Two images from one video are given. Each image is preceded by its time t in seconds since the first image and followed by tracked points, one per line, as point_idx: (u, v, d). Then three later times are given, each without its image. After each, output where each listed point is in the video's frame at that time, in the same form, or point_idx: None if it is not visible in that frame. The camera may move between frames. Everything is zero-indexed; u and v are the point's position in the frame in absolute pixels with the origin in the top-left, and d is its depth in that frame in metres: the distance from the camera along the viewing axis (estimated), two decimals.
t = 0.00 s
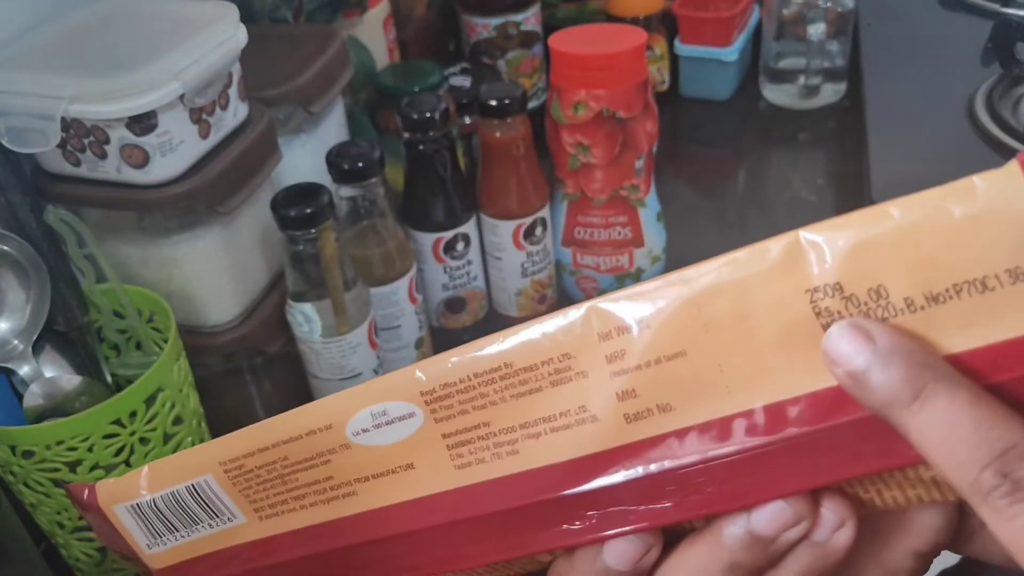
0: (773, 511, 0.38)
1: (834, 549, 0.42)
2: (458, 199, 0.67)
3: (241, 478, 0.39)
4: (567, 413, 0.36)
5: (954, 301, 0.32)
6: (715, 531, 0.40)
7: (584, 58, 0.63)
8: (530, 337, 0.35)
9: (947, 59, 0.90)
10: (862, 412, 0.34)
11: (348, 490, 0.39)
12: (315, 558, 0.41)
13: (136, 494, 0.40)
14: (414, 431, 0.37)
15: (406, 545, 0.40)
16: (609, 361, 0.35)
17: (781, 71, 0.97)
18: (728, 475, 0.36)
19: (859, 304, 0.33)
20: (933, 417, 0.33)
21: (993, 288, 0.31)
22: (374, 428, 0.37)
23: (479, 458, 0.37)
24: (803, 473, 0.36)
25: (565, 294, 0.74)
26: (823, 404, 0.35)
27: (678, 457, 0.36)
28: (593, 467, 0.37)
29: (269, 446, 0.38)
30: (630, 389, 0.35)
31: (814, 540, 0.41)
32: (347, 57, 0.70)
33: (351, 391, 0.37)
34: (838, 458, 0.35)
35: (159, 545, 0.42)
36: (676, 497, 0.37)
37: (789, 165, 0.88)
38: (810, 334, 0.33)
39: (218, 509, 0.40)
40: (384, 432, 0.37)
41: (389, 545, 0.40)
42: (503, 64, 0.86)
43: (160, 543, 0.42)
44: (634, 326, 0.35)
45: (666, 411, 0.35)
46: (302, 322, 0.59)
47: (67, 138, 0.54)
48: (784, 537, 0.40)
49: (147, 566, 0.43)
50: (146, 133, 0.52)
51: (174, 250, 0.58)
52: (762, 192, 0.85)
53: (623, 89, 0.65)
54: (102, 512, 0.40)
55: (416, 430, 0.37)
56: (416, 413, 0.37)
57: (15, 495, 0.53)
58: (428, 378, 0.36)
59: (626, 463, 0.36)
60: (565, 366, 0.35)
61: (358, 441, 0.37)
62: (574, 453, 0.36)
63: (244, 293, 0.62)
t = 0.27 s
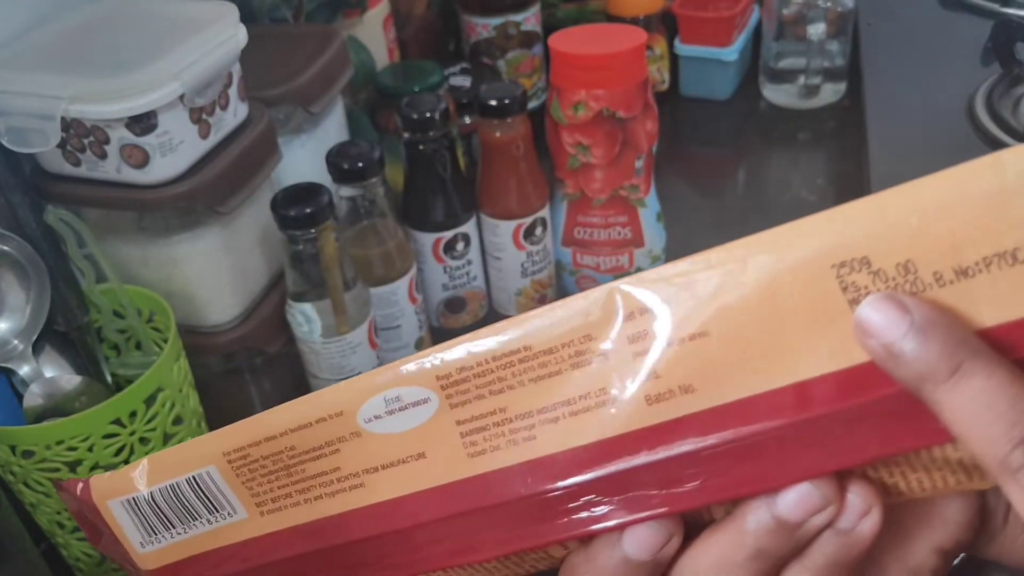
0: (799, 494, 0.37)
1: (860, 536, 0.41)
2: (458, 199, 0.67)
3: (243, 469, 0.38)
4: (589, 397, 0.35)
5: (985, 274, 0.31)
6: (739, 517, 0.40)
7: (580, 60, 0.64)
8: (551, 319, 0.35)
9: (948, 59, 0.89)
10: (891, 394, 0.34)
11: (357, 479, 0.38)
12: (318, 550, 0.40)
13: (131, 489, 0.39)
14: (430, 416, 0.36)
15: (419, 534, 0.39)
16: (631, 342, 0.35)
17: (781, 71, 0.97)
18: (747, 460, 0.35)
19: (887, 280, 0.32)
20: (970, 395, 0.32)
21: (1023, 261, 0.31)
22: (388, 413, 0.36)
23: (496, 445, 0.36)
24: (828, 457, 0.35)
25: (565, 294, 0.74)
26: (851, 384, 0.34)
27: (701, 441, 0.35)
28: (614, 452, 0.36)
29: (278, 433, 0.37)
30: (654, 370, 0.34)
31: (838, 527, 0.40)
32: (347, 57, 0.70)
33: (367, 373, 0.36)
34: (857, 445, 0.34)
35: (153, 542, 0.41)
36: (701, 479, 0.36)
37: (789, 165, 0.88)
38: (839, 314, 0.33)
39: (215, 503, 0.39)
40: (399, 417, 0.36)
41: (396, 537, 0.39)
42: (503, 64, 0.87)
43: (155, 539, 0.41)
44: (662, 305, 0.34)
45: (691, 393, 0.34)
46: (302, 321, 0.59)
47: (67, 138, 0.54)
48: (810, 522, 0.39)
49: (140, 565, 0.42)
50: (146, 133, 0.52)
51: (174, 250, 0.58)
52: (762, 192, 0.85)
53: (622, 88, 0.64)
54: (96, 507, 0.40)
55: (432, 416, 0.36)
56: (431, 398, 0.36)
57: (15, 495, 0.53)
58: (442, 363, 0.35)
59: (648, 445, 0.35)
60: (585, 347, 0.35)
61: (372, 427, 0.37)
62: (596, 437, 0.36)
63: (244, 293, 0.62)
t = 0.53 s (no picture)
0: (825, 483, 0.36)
1: (888, 526, 0.39)
2: (458, 199, 0.67)
3: (264, 458, 0.38)
4: (618, 383, 0.35)
5: (1015, 264, 0.31)
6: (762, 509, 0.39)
7: (581, 60, 0.64)
8: (580, 306, 0.35)
9: (948, 59, 0.89)
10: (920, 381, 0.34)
11: (379, 469, 0.38)
12: (338, 541, 0.40)
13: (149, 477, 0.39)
14: (455, 404, 0.36)
15: (437, 526, 0.38)
16: (662, 328, 0.35)
17: (781, 71, 0.97)
18: (771, 448, 0.35)
19: (919, 267, 0.32)
20: (1001, 380, 0.32)
21: None
22: (413, 401, 0.37)
23: (521, 433, 0.36)
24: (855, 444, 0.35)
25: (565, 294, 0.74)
26: (880, 369, 0.34)
27: (728, 428, 0.35)
28: (641, 440, 0.36)
29: (301, 421, 0.37)
30: (683, 357, 0.35)
31: (863, 518, 0.39)
32: (347, 57, 0.70)
33: (396, 360, 0.37)
34: (880, 432, 0.34)
35: (170, 532, 0.41)
36: (729, 466, 0.36)
37: (789, 165, 0.88)
38: (871, 301, 0.33)
39: (234, 493, 0.39)
40: (424, 405, 0.37)
41: (416, 528, 0.39)
42: (502, 64, 0.87)
43: (173, 530, 0.41)
44: (697, 292, 0.34)
45: (721, 379, 0.34)
46: (302, 322, 0.59)
47: (67, 138, 0.54)
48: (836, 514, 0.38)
49: (156, 556, 0.42)
50: (146, 133, 0.52)
51: (174, 250, 0.58)
52: (762, 192, 0.85)
53: (623, 87, 0.64)
54: (113, 495, 0.40)
55: (457, 404, 0.36)
56: (457, 385, 0.36)
57: (15, 495, 0.53)
58: (469, 350, 0.36)
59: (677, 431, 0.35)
60: (613, 334, 0.35)
61: (395, 416, 0.37)
62: (622, 424, 0.36)
63: (244, 293, 0.62)
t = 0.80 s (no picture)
0: (833, 481, 0.36)
1: (893, 525, 0.39)
2: (458, 199, 0.67)
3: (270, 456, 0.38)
4: (624, 382, 0.35)
5: None
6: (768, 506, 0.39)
7: (583, 60, 0.64)
8: (586, 303, 0.35)
9: (948, 59, 0.89)
10: (930, 379, 0.34)
11: (385, 467, 0.38)
12: (345, 539, 0.40)
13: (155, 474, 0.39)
14: (460, 403, 0.36)
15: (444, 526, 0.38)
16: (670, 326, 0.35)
17: (781, 71, 0.97)
18: (779, 447, 0.35)
19: (927, 266, 0.32)
20: (1010, 379, 0.32)
21: None
22: (417, 400, 0.36)
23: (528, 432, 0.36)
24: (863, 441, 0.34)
25: (565, 294, 0.74)
26: (889, 366, 0.34)
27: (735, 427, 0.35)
28: (648, 438, 0.36)
29: (307, 419, 0.37)
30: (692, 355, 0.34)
31: (871, 516, 0.39)
32: (347, 57, 0.70)
33: (401, 359, 0.36)
34: (888, 430, 0.34)
35: (174, 530, 0.41)
36: (736, 464, 0.36)
37: (789, 165, 0.88)
38: (878, 299, 0.33)
39: (240, 491, 0.39)
40: (429, 404, 0.36)
41: (423, 527, 0.39)
42: (502, 64, 0.87)
43: (177, 528, 0.41)
44: (703, 291, 0.34)
45: (728, 377, 0.34)
46: (302, 322, 0.59)
47: (67, 138, 0.54)
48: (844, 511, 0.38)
49: (159, 555, 0.42)
50: (146, 133, 0.52)
51: (174, 250, 0.58)
52: (762, 192, 0.85)
53: (623, 87, 0.64)
54: (117, 494, 0.40)
55: (463, 402, 0.36)
56: (463, 384, 0.36)
57: (15, 495, 0.53)
58: (474, 348, 0.36)
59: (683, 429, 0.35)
60: (621, 333, 0.35)
61: (400, 414, 0.37)
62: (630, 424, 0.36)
63: (244, 293, 0.62)
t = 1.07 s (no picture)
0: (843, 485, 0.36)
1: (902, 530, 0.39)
2: (458, 199, 0.67)
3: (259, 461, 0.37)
4: (631, 385, 0.35)
5: None
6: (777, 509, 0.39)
7: (583, 60, 0.63)
8: (589, 304, 0.34)
9: (948, 59, 0.89)
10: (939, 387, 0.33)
11: (378, 471, 0.37)
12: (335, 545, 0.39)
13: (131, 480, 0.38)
14: (460, 405, 0.36)
15: (441, 530, 0.38)
16: (676, 328, 0.34)
17: (781, 71, 0.97)
18: (784, 452, 0.35)
19: (945, 270, 0.32)
20: None
21: None
22: (416, 402, 0.36)
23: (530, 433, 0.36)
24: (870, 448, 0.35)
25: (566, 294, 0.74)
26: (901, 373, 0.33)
27: (741, 432, 0.35)
28: (653, 444, 0.36)
29: (298, 421, 0.36)
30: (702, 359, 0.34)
31: (881, 522, 0.39)
32: (347, 57, 0.70)
33: (400, 359, 0.36)
34: (891, 435, 0.34)
35: (151, 537, 0.40)
36: (742, 470, 0.35)
37: (789, 165, 0.88)
38: (889, 303, 0.32)
39: (221, 497, 0.39)
40: (429, 406, 0.36)
41: (416, 533, 0.38)
42: (503, 64, 0.87)
43: (154, 535, 0.40)
44: (707, 294, 0.34)
45: (738, 381, 0.34)
46: (302, 322, 0.59)
47: (67, 138, 0.54)
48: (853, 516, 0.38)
49: (135, 562, 0.41)
50: (146, 133, 0.52)
51: (174, 250, 0.58)
52: (762, 192, 0.85)
53: (624, 87, 0.64)
54: (92, 501, 0.39)
55: (462, 405, 0.36)
56: (462, 386, 0.36)
57: (15, 495, 0.53)
58: (475, 351, 0.35)
59: (693, 436, 0.35)
60: (627, 335, 0.35)
61: (396, 417, 0.37)
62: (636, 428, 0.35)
63: (244, 293, 0.62)
